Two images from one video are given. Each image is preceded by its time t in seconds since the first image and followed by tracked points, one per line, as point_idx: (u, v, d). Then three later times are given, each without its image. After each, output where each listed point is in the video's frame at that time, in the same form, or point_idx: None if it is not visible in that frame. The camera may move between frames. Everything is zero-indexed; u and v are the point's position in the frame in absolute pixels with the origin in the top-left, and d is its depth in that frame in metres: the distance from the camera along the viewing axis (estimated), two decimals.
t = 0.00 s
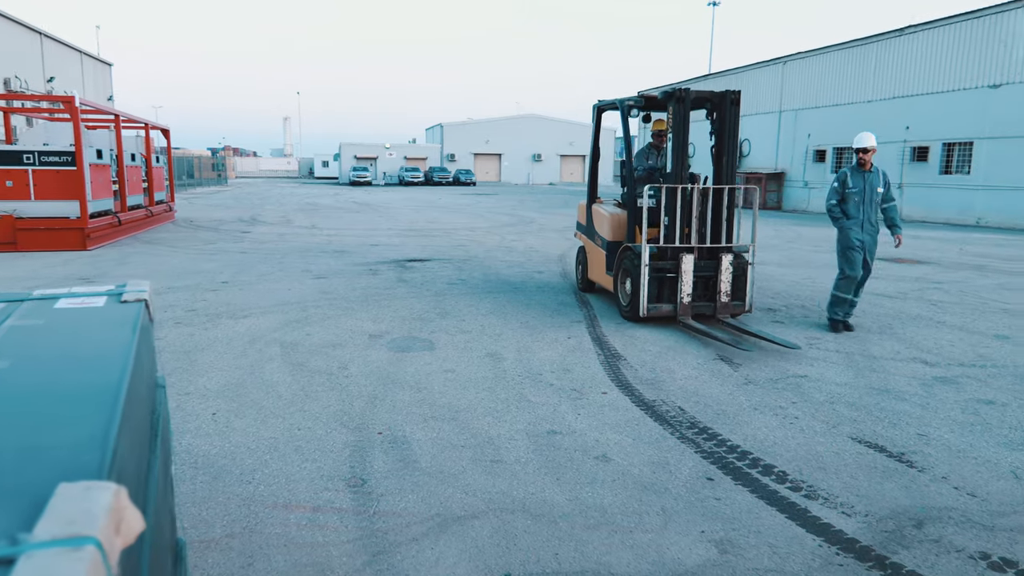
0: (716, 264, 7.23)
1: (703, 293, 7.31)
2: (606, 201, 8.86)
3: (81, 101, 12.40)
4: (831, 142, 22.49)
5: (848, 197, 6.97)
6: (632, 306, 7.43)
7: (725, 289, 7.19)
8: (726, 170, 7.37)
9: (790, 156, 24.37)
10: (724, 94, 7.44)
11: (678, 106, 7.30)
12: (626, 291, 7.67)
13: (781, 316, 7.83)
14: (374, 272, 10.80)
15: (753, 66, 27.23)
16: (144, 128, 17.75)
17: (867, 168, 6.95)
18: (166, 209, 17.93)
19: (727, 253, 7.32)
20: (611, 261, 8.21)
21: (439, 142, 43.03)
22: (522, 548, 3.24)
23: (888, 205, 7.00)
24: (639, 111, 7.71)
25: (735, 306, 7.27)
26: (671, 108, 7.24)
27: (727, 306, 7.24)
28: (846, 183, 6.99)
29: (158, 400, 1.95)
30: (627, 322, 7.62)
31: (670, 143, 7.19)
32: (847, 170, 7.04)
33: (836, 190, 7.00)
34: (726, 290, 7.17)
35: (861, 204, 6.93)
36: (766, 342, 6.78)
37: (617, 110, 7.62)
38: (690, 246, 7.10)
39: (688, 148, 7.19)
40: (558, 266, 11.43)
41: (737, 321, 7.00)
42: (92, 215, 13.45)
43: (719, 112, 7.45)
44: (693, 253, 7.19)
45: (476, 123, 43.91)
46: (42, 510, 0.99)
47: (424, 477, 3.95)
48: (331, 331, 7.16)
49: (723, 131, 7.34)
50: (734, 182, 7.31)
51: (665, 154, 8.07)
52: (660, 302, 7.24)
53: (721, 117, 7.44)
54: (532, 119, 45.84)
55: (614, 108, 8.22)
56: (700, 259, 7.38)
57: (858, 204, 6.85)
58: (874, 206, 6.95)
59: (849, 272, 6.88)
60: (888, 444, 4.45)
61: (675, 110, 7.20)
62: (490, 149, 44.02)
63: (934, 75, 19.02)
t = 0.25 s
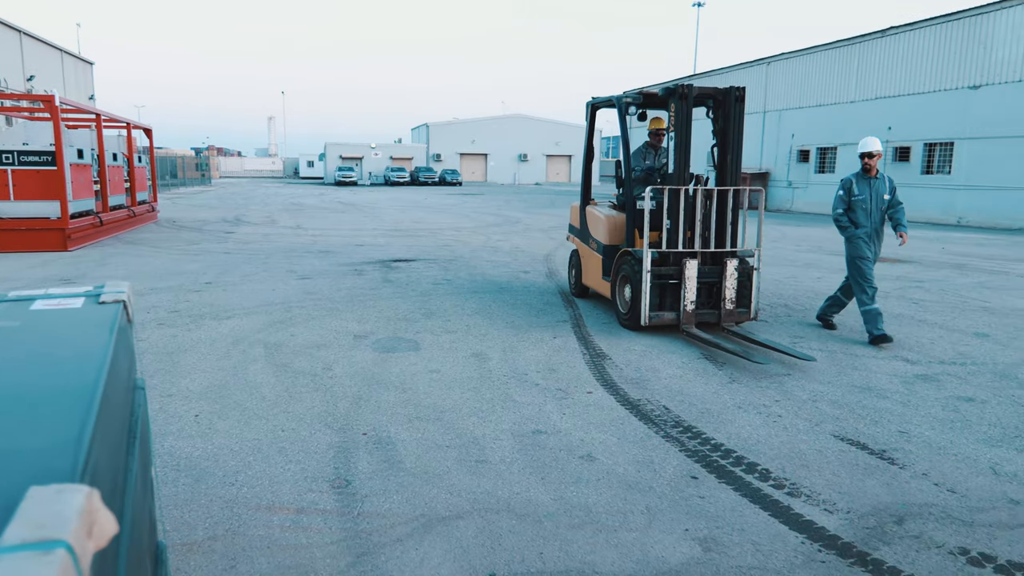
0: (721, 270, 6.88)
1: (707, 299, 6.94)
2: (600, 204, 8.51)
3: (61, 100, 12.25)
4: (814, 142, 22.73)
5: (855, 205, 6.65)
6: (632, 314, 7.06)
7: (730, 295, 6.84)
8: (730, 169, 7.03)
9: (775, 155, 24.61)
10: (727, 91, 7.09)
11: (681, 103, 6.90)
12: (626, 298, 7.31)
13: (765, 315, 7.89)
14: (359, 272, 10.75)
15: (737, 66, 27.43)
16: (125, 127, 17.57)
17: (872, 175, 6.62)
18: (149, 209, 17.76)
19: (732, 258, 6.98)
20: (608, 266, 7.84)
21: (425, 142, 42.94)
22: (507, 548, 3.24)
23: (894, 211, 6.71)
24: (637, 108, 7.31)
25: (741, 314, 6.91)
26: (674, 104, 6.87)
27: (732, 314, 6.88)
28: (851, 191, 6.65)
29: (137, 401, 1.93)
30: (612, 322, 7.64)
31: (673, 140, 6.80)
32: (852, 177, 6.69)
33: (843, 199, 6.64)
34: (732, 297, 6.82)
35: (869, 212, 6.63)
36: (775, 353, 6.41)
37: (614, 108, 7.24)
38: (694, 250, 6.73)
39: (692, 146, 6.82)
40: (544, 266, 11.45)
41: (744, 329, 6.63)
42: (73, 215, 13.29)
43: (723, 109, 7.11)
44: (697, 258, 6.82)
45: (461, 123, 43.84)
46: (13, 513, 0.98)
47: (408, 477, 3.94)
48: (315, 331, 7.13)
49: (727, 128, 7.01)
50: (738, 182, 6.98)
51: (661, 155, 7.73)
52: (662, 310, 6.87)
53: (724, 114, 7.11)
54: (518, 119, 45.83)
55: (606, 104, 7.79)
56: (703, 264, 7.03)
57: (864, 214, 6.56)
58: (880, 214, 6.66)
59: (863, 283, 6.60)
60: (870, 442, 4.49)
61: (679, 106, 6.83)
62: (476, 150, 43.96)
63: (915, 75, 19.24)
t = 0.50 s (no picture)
0: (728, 275, 6.54)
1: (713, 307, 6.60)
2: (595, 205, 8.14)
3: (41, 99, 12.10)
4: (798, 142, 22.96)
5: (867, 203, 6.43)
6: (635, 323, 6.68)
7: (738, 302, 6.50)
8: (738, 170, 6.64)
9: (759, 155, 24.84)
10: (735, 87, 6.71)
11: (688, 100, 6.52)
12: (627, 305, 6.93)
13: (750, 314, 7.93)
14: (345, 272, 10.70)
15: (722, 67, 27.61)
16: (108, 127, 17.39)
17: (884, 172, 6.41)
18: (131, 209, 17.59)
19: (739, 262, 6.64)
20: (607, 271, 7.46)
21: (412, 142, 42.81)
22: (492, 547, 3.24)
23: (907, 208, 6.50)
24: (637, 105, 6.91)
25: (749, 321, 6.58)
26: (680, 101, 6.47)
27: (740, 322, 6.54)
28: (863, 188, 6.45)
29: (116, 405, 1.90)
30: (598, 321, 7.66)
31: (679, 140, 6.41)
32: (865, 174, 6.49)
33: (855, 197, 6.45)
34: (740, 304, 6.48)
35: (882, 211, 6.39)
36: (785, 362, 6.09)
37: (615, 105, 6.83)
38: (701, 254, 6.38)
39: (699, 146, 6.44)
40: (530, 266, 11.46)
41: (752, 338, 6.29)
42: (54, 216, 13.15)
43: (730, 106, 6.72)
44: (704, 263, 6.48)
45: (448, 123, 43.76)
46: None
47: (394, 478, 3.93)
48: (300, 332, 7.10)
49: (735, 127, 6.62)
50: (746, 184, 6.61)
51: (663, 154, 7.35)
52: (668, 318, 6.50)
53: (732, 112, 6.72)
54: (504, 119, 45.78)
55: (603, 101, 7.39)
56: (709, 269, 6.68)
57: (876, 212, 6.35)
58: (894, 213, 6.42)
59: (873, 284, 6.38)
60: (852, 439, 4.54)
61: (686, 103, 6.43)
62: (462, 150, 43.90)
63: (898, 76, 19.47)
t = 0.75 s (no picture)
0: (736, 281, 6.23)
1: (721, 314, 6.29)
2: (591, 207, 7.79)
3: (20, 98, 11.95)
4: (783, 142, 23.16)
5: (881, 209, 6.22)
6: (639, 332, 6.36)
7: (747, 310, 6.19)
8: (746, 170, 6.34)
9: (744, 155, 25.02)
10: (742, 83, 6.39)
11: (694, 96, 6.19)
12: (630, 313, 6.60)
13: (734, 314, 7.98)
14: (330, 273, 10.64)
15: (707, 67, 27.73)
16: (89, 126, 17.19)
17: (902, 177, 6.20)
18: (113, 209, 17.40)
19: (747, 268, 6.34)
20: (606, 277, 7.13)
21: (397, 142, 42.65)
22: (476, 548, 3.24)
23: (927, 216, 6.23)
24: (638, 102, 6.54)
25: (758, 330, 6.28)
26: (686, 98, 6.16)
27: (748, 330, 6.24)
28: (879, 193, 6.25)
29: (94, 407, 1.88)
30: (583, 321, 7.67)
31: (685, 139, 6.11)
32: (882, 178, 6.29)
33: (868, 202, 6.26)
34: (749, 311, 6.17)
35: (895, 218, 6.17)
36: (796, 372, 5.79)
37: (615, 102, 6.49)
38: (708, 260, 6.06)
39: (705, 145, 6.14)
40: (516, 266, 11.47)
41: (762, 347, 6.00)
42: (34, 216, 12.99)
43: (736, 103, 6.41)
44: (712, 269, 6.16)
45: (434, 123, 43.64)
46: None
47: (378, 479, 3.91)
48: (284, 333, 7.05)
49: (742, 126, 6.32)
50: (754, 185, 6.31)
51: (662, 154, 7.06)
52: (674, 327, 6.17)
53: (738, 109, 6.41)
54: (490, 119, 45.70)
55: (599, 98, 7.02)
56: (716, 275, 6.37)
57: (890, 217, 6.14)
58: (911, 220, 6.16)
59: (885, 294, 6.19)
60: (835, 437, 4.58)
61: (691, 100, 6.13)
62: (448, 150, 43.80)
63: (881, 78, 19.64)
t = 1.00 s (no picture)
0: (743, 287, 5.92)
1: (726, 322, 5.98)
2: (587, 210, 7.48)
3: None
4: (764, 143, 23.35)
5: (906, 208, 5.93)
6: (641, 341, 6.04)
7: (754, 317, 5.89)
8: (753, 173, 5.96)
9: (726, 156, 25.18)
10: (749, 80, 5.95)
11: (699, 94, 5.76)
12: (631, 320, 6.28)
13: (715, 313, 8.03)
14: (312, 274, 10.57)
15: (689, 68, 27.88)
16: (66, 125, 16.97)
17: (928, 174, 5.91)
18: (91, 210, 17.19)
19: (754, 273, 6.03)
20: (604, 282, 6.81)
21: (380, 142, 42.49)
22: (459, 548, 3.23)
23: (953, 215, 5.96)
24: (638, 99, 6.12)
25: (765, 338, 5.98)
26: (690, 97, 5.75)
27: (755, 339, 5.94)
28: (903, 191, 5.97)
29: (68, 409, 1.86)
30: (566, 320, 7.69)
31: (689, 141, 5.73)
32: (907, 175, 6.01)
33: (891, 200, 5.98)
34: (756, 319, 5.87)
35: (921, 217, 5.88)
36: (806, 383, 5.50)
37: (613, 99, 6.08)
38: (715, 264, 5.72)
39: (711, 147, 5.76)
40: (499, 266, 11.47)
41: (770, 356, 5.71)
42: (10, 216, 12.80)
43: (743, 101, 5.98)
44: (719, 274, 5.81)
45: (417, 122, 43.52)
46: None
47: (360, 481, 3.90)
48: (266, 334, 7.00)
49: (749, 125, 5.92)
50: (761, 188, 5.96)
51: (661, 153, 6.72)
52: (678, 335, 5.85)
53: (745, 107, 5.99)
54: (473, 119, 45.65)
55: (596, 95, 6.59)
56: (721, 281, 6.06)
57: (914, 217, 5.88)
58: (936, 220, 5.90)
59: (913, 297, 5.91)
60: (814, 435, 4.62)
61: (696, 99, 5.72)
62: (431, 149, 43.71)
63: (860, 80, 19.83)
